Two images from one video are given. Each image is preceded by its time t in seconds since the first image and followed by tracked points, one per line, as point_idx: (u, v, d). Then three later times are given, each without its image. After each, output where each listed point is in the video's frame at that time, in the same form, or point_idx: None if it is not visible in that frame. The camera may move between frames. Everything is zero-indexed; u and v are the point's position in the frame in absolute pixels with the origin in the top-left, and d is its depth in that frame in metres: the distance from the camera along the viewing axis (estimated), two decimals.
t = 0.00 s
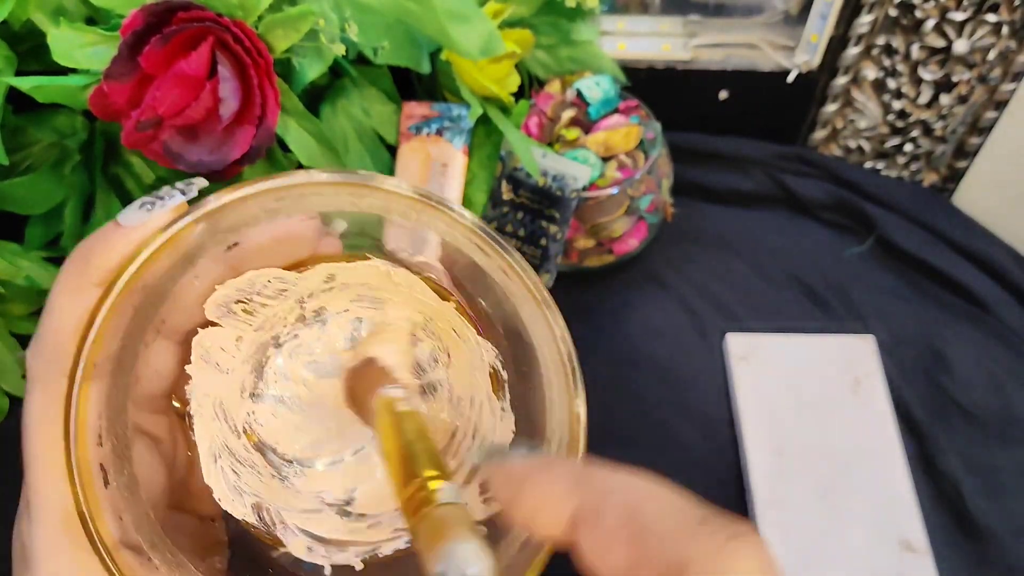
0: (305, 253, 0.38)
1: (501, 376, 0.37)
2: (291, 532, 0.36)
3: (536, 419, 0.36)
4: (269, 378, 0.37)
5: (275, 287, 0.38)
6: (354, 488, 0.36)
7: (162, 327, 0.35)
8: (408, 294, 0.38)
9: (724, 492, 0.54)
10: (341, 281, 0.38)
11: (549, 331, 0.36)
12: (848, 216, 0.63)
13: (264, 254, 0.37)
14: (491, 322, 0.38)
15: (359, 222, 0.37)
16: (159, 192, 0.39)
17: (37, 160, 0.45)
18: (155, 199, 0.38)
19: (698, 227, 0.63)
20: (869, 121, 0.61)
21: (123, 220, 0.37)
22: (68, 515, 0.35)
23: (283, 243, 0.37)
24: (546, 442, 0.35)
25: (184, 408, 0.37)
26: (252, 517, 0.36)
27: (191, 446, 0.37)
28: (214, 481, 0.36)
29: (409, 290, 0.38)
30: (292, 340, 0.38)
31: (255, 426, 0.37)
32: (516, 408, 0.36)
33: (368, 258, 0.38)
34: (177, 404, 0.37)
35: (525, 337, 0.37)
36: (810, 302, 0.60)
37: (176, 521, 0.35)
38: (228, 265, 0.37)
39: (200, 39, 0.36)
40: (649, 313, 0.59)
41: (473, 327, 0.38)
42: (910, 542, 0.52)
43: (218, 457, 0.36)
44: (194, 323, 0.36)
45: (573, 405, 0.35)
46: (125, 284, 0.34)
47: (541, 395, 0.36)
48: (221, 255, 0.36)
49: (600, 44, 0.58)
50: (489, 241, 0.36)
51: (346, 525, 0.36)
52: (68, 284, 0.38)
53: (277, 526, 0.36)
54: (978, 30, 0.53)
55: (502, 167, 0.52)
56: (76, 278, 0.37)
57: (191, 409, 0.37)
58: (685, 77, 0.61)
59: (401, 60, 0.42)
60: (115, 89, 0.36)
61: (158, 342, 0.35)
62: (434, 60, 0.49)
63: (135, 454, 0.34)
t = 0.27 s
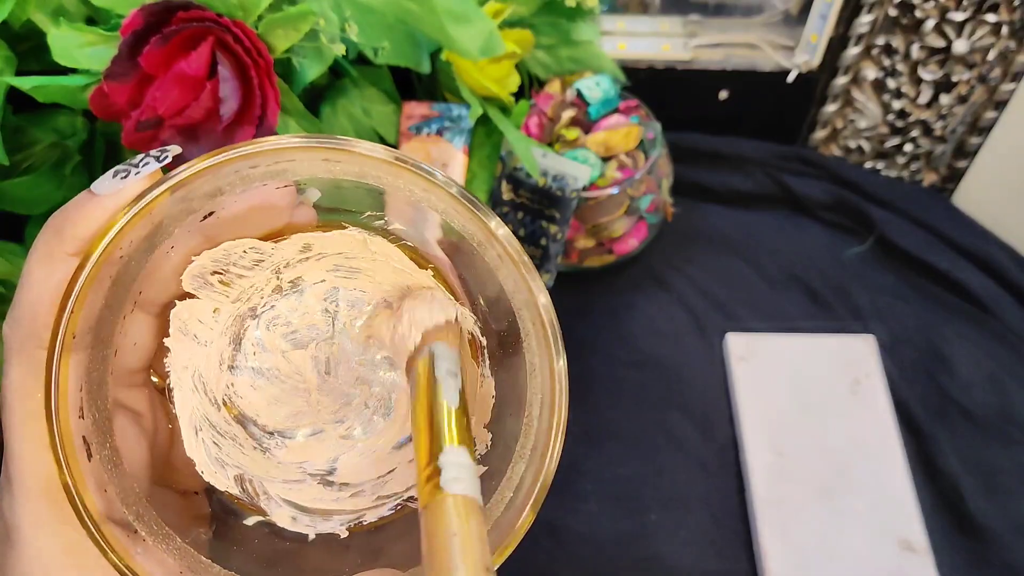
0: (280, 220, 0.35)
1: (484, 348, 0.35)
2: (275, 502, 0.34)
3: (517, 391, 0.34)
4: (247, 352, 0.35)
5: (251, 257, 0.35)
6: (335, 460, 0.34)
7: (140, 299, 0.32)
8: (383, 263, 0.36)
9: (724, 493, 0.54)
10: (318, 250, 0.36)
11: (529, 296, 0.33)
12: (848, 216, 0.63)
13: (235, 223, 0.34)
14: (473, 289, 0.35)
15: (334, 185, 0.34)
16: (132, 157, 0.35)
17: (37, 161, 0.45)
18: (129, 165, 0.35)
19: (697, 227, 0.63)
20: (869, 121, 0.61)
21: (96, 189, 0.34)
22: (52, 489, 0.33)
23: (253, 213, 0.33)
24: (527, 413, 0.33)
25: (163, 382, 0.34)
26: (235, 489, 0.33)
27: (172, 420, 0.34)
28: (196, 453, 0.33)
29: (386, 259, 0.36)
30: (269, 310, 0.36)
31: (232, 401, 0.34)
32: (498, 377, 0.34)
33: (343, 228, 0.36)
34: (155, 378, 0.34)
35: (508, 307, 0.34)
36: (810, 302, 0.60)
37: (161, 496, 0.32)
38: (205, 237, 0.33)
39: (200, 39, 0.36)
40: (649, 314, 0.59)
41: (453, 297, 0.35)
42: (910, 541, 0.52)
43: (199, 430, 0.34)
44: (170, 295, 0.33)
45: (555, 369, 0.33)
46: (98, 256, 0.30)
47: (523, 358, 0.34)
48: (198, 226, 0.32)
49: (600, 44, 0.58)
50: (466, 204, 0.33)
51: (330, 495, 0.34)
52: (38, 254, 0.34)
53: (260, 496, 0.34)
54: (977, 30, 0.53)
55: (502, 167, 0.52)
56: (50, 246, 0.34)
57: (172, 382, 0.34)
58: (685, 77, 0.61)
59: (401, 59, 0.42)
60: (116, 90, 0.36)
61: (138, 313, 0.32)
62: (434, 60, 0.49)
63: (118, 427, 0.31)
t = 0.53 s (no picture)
0: (291, 228, 0.36)
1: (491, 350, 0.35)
2: (287, 503, 0.34)
3: (526, 388, 0.34)
4: (257, 357, 0.35)
5: (262, 263, 0.36)
6: (346, 461, 0.34)
7: (153, 306, 0.33)
8: (392, 267, 0.37)
9: (723, 492, 0.54)
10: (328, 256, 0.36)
11: (540, 294, 0.34)
12: (848, 216, 0.63)
13: (248, 230, 0.35)
14: (477, 290, 0.36)
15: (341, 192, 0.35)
16: (153, 165, 0.37)
17: (37, 161, 0.44)
18: (149, 173, 0.36)
19: (697, 227, 0.63)
20: (869, 121, 0.61)
21: (116, 198, 0.36)
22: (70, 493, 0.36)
23: (266, 219, 0.34)
24: (537, 411, 0.33)
25: (176, 389, 0.35)
26: (249, 491, 0.34)
27: (184, 424, 0.34)
28: (210, 456, 0.34)
29: (395, 265, 0.37)
30: (278, 316, 0.36)
31: (242, 405, 0.35)
32: (507, 377, 0.35)
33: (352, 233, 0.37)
34: (167, 384, 0.34)
35: (514, 303, 0.35)
36: (810, 302, 0.60)
37: (176, 500, 0.32)
38: (219, 243, 0.34)
39: (200, 39, 0.36)
40: (649, 314, 0.59)
41: (460, 299, 0.36)
42: (909, 542, 0.52)
43: (212, 434, 0.34)
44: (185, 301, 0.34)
45: (567, 374, 0.33)
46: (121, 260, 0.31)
47: (531, 358, 0.34)
48: (212, 232, 0.33)
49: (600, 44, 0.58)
50: (474, 201, 0.34)
51: (341, 497, 0.34)
52: (60, 265, 0.37)
53: (273, 497, 0.34)
54: (978, 30, 0.53)
55: (502, 167, 0.52)
56: (72, 254, 0.37)
57: (184, 389, 0.34)
58: (685, 77, 0.61)
59: (401, 59, 0.42)
60: (116, 89, 0.36)
61: (152, 319, 0.33)
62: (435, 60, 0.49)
63: (136, 432, 0.31)
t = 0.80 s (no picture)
0: (307, 237, 0.35)
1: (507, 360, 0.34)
2: (299, 512, 0.33)
3: (538, 400, 0.34)
4: (273, 365, 0.34)
5: (277, 271, 0.34)
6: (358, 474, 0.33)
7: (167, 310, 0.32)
8: (409, 277, 0.35)
9: (723, 493, 0.54)
10: (342, 264, 0.34)
11: (553, 313, 0.33)
12: (848, 216, 0.63)
13: (261, 235, 0.34)
14: (492, 300, 0.35)
15: (356, 198, 0.34)
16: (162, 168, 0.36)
17: (37, 160, 0.44)
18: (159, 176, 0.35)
19: (697, 227, 0.63)
20: (869, 121, 0.61)
21: (127, 199, 0.35)
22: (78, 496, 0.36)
23: (281, 225, 0.34)
24: (549, 425, 0.33)
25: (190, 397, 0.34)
26: (260, 501, 0.33)
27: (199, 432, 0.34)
28: (222, 464, 0.33)
29: (410, 274, 0.35)
30: (293, 325, 0.34)
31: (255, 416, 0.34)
32: (521, 386, 0.34)
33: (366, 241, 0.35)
34: (182, 392, 0.34)
35: (529, 314, 0.34)
36: (810, 302, 0.60)
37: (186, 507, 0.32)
38: (233, 250, 0.34)
39: (200, 39, 0.36)
40: (649, 314, 0.59)
41: (477, 308, 0.35)
42: (910, 542, 0.52)
43: (225, 442, 0.33)
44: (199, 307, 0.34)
45: (578, 386, 0.33)
46: (129, 264, 0.30)
47: (543, 367, 0.34)
48: (225, 237, 0.33)
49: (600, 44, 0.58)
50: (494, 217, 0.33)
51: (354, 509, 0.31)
52: (74, 265, 0.37)
53: (284, 508, 0.33)
54: (977, 30, 0.53)
55: (502, 167, 0.52)
56: (82, 254, 0.36)
57: (197, 396, 0.34)
58: (685, 77, 0.61)
59: (401, 60, 0.42)
60: (116, 90, 0.36)
61: (165, 323, 0.32)
62: (435, 60, 0.49)
63: (144, 435, 0.31)
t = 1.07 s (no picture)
0: (331, 249, 0.36)
1: (531, 372, 0.36)
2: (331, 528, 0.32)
3: (569, 414, 0.35)
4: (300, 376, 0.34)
5: (302, 284, 0.36)
6: (387, 487, 0.34)
7: (190, 329, 0.34)
8: (431, 287, 0.37)
9: (723, 493, 0.54)
10: (367, 276, 0.37)
11: (581, 318, 0.35)
12: (848, 216, 0.63)
13: (289, 250, 0.36)
14: (517, 313, 0.37)
15: (381, 212, 0.36)
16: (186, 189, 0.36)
17: (36, 161, 0.45)
18: (183, 197, 0.36)
19: (697, 227, 0.63)
20: (869, 121, 0.61)
21: (150, 221, 0.35)
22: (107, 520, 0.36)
23: (309, 240, 0.36)
24: (581, 438, 0.34)
25: (214, 412, 0.34)
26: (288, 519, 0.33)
27: (222, 448, 0.34)
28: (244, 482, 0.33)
29: (434, 285, 0.37)
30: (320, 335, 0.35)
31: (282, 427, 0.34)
32: (548, 400, 0.36)
33: (391, 253, 0.37)
34: (206, 407, 0.34)
35: (558, 329, 0.36)
36: (810, 302, 0.60)
37: (211, 527, 0.32)
38: (257, 264, 0.35)
39: (200, 39, 0.36)
40: (649, 314, 0.59)
41: (503, 322, 0.37)
42: (909, 542, 0.52)
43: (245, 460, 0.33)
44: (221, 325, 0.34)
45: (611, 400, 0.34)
46: (155, 286, 0.33)
47: (574, 385, 0.35)
48: (250, 254, 0.35)
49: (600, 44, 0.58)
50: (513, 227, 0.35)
51: (386, 522, 0.34)
52: (97, 285, 0.36)
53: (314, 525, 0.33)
54: (978, 30, 0.53)
55: (502, 167, 0.52)
56: (107, 278, 0.36)
57: (221, 410, 0.34)
58: (685, 77, 0.61)
59: (402, 60, 0.42)
60: (116, 90, 0.36)
61: (188, 342, 0.34)
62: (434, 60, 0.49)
63: (170, 457, 0.33)
